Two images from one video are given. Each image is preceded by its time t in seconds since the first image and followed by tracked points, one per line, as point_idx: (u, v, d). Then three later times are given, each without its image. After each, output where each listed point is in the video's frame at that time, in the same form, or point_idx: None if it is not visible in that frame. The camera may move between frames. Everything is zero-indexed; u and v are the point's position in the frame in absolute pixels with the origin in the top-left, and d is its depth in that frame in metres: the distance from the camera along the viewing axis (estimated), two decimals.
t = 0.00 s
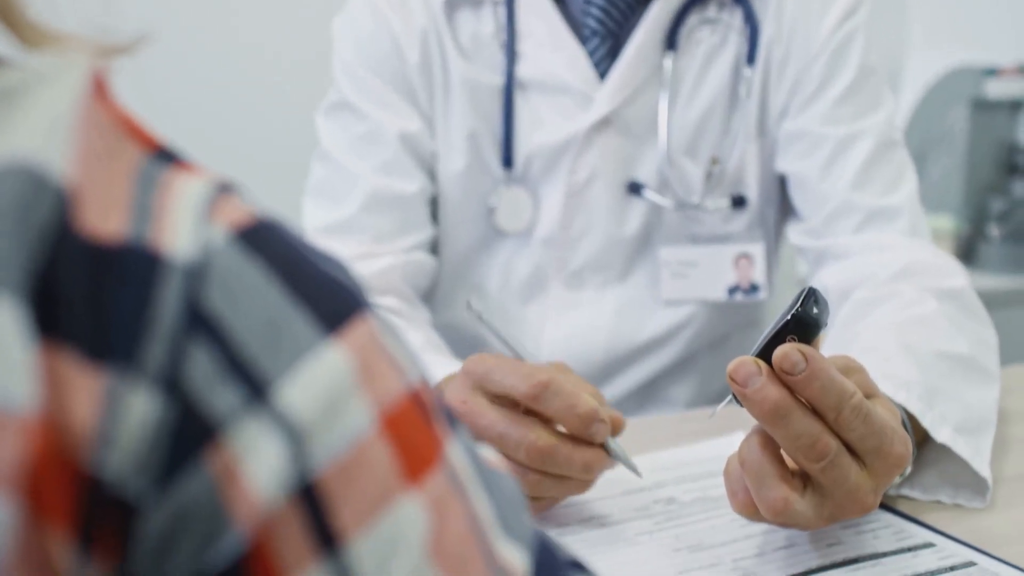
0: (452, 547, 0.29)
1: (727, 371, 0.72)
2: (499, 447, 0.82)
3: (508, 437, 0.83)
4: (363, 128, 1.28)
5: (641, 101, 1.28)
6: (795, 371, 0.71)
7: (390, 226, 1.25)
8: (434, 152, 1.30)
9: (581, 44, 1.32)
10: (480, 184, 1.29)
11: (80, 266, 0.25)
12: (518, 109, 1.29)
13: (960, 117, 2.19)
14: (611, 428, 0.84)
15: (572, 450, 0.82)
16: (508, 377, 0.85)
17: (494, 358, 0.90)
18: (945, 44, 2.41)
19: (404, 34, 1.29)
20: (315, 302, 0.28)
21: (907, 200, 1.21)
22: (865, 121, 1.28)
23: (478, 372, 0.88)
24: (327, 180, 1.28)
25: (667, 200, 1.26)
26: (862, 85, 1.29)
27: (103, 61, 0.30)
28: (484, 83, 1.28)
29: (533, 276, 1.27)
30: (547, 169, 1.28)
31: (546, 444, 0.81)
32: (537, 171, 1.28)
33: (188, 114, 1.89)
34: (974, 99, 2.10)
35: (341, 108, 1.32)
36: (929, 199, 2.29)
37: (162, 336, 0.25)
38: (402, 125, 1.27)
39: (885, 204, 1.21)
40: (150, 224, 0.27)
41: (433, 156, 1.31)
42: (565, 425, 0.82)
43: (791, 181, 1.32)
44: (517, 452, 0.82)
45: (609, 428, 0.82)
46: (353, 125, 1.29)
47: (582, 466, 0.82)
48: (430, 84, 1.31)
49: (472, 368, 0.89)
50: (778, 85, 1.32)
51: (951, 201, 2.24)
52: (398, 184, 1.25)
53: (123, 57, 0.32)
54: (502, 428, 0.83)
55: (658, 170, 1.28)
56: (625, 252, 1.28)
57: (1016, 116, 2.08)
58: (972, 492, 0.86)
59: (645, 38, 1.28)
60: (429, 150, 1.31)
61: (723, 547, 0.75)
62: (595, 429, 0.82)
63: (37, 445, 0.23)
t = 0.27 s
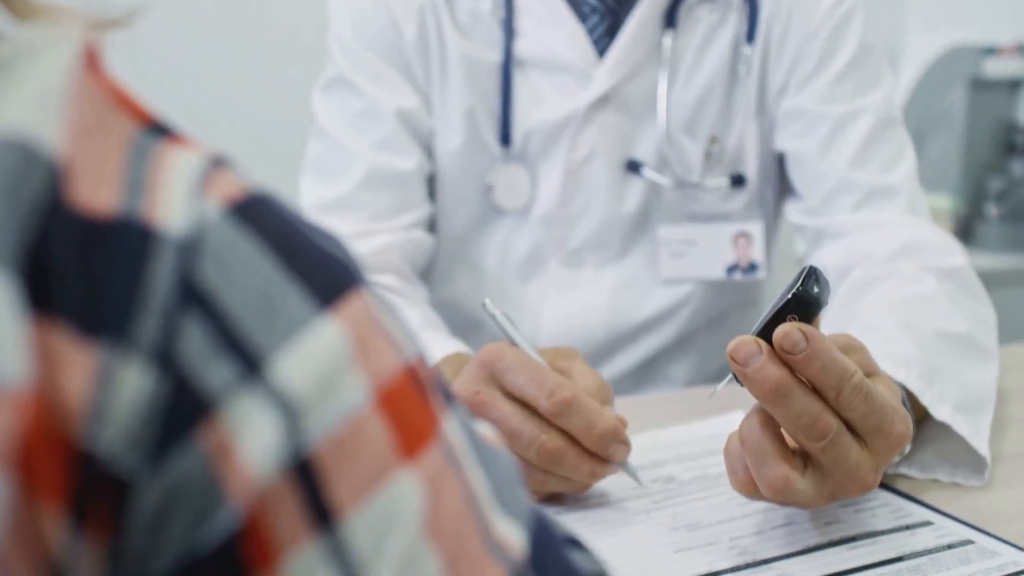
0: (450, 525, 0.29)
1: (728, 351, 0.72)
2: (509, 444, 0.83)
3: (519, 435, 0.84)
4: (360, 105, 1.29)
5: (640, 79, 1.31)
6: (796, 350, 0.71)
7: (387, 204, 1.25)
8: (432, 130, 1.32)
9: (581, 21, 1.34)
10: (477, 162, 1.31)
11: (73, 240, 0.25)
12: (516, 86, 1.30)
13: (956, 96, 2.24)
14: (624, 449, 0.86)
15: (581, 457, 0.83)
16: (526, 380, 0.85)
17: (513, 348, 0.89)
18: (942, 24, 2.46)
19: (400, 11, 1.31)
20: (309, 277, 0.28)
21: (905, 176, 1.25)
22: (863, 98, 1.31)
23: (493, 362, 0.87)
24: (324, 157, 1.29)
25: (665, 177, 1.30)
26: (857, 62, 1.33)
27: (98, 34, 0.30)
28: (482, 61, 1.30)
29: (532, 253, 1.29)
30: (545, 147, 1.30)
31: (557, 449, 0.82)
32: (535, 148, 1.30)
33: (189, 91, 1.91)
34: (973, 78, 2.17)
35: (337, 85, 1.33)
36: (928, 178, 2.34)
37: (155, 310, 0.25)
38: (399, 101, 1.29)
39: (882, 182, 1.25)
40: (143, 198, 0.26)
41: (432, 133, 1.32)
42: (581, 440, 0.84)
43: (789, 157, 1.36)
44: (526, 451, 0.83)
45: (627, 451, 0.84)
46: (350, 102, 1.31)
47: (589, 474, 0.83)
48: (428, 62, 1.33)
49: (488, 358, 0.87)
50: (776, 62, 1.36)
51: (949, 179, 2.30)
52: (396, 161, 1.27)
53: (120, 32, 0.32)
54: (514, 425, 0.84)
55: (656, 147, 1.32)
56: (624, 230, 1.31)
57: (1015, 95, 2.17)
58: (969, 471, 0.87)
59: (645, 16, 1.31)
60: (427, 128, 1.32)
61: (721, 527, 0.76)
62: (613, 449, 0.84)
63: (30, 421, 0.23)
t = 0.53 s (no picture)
0: (446, 506, 0.29)
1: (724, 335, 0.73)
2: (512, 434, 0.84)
3: (523, 426, 0.85)
4: (356, 87, 1.29)
5: (640, 62, 1.32)
6: (792, 332, 0.71)
7: (383, 186, 1.26)
8: (430, 112, 1.32)
9: (580, 3, 1.34)
10: (474, 144, 1.32)
11: (65, 219, 0.25)
12: (514, 68, 1.31)
13: (953, 81, 2.27)
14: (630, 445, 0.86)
15: (583, 449, 0.84)
16: (534, 371, 0.85)
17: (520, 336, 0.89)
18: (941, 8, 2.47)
19: None
20: (304, 257, 0.28)
21: (904, 159, 1.26)
22: (864, 80, 1.32)
23: (500, 350, 0.87)
24: (323, 138, 1.29)
25: (664, 160, 1.31)
26: (858, 44, 1.34)
27: (88, 11, 0.29)
28: (481, 43, 1.30)
29: (530, 235, 1.30)
30: (543, 130, 1.30)
31: (560, 441, 0.83)
32: (533, 131, 1.30)
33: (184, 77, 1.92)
34: (971, 63, 2.19)
35: (333, 67, 1.32)
36: (926, 163, 2.37)
37: (148, 289, 0.25)
38: (397, 84, 1.28)
39: (880, 166, 1.26)
40: (137, 177, 0.26)
41: (428, 115, 1.32)
42: (585, 434, 0.84)
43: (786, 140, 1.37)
44: (529, 442, 0.83)
45: (629, 449, 0.85)
46: (346, 83, 1.30)
47: (589, 467, 0.84)
48: (424, 43, 1.33)
49: (496, 346, 0.87)
50: (776, 45, 1.36)
51: (945, 162, 2.33)
52: (393, 144, 1.27)
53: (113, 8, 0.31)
54: (518, 415, 0.85)
55: (655, 129, 1.32)
56: (621, 215, 1.33)
57: (1013, 79, 2.20)
58: (966, 453, 0.89)
59: None
60: (424, 110, 1.32)
61: (717, 510, 0.77)
62: (616, 445, 0.85)
63: (21, 400, 0.23)
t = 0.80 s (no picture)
0: (441, 485, 0.29)
1: (721, 315, 0.76)
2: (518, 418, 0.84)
3: (529, 410, 0.85)
4: (354, 68, 1.34)
5: (638, 42, 1.35)
6: (788, 312, 0.74)
7: (380, 166, 1.30)
8: (427, 92, 1.37)
9: None
10: (471, 123, 1.35)
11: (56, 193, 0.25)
12: (513, 47, 1.35)
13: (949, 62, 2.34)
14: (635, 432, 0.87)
15: (589, 435, 0.85)
16: (543, 356, 0.86)
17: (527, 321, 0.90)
18: None
19: None
20: (298, 233, 0.28)
21: (903, 139, 1.31)
22: (861, 61, 1.36)
23: (509, 335, 0.87)
24: (320, 117, 1.34)
25: (662, 141, 1.34)
26: (859, 25, 1.37)
27: None
28: (478, 23, 1.34)
29: (525, 217, 1.34)
30: (541, 110, 1.34)
31: (567, 426, 0.84)
32: (532, 112, 1.34)
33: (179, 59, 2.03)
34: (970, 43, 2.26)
35: (329, 47, 1.37)
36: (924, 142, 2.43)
37: (140, 265, 0.25)
38: (394, 65, 1.33)
39: (878, 146, 1.31)
40: (129, 152, 0.26)
41: (426, 96, 1.37)
42: (592, 420, 0.86)
43: (785, 121, 1.41)
44: (535, 427, 0.83)
45: (635, 436, 0.86)
46: (343, 64, 1.35)
47: (594, 452, 0.85)
48: (422, 24, 1.37)
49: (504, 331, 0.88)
50: (774, 24, 1.39)
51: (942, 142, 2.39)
52: (388, 123, 1.31)
53: None
54: (525, 400, 0.85)
55: (653, 110, 1.35)
56: (617, 196, 1.36)
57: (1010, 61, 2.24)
58: (963, 433, 0.93)
59: None
60: (421, 90, 1.37)
61: (716, 490, 0.81)
62: (622, 433, 0.86)
63: (12, 377, 0.23)
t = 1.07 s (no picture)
0: (437, 465, 0.29)
1: (720, 296, 0.77)
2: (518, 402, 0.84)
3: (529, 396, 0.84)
4: (351, 49, 1.36)
5: (635, 24, 1.37)
6: (787, 294, 0.75)
7: (376, 149, 1.32)
8: (425, 74, 1.39)
9: None
10: (468, 105, 1.37)
11: (48, 172, 0.25)
12: (510, 29, 1.37)
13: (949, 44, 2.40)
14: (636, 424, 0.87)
15: (588, 424, 0.85)
16: (546, 343, 0.86)
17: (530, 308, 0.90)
18: None
19: None
20: (293, 212, 0.28)
21: (901, 122, 1.32)
22: (858, 42, 1.37)
23: (512, 320, 0.88)
24: (316, 99, 1.36)
25: (660, 123, 1.37)
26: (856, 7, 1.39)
27: None
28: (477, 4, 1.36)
29: (523, 198, 1.36)
30: (539, 92, 1.36)
31: (567, 413, 0.84)
32: (529, 95, 1.36)
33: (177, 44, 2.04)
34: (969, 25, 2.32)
35: (325, 29, 1.40)
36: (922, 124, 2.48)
37: (133, 243, 0.25)
38: (392, 46, 1.35)
39: (877, 127, 1.32)
40: (121, 130, 0.26)
41: (424, 78, 1.39)
42: (593, 408, 0.85)
43: (784, 102, 1.43)
44: (533, 413, 0.83)
45: (636, 427, 0.86)
46: (339, 45, 1.37)
47: (592, 442, 0.85)
48: (418, 7, 1.39)
49: (508, 317, 0.88)
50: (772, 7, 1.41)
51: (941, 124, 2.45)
52: (385, 106, 1.33)
53: None
54: (525, 386, 0.85)
55: (651, 92, 1.38)
56: (615, 177, 1.38)
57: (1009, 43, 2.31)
58: (961, 416, 0.94)
59: None
60: (419, 72, 1.39)
61: (713, 472, 0.82)
62: (623, 423, 0.86)
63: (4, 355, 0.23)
